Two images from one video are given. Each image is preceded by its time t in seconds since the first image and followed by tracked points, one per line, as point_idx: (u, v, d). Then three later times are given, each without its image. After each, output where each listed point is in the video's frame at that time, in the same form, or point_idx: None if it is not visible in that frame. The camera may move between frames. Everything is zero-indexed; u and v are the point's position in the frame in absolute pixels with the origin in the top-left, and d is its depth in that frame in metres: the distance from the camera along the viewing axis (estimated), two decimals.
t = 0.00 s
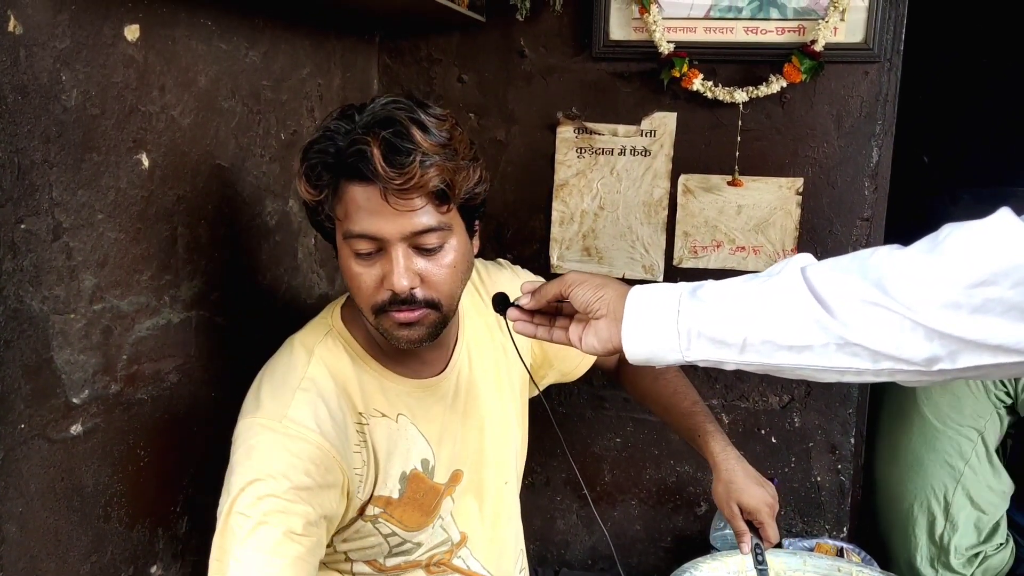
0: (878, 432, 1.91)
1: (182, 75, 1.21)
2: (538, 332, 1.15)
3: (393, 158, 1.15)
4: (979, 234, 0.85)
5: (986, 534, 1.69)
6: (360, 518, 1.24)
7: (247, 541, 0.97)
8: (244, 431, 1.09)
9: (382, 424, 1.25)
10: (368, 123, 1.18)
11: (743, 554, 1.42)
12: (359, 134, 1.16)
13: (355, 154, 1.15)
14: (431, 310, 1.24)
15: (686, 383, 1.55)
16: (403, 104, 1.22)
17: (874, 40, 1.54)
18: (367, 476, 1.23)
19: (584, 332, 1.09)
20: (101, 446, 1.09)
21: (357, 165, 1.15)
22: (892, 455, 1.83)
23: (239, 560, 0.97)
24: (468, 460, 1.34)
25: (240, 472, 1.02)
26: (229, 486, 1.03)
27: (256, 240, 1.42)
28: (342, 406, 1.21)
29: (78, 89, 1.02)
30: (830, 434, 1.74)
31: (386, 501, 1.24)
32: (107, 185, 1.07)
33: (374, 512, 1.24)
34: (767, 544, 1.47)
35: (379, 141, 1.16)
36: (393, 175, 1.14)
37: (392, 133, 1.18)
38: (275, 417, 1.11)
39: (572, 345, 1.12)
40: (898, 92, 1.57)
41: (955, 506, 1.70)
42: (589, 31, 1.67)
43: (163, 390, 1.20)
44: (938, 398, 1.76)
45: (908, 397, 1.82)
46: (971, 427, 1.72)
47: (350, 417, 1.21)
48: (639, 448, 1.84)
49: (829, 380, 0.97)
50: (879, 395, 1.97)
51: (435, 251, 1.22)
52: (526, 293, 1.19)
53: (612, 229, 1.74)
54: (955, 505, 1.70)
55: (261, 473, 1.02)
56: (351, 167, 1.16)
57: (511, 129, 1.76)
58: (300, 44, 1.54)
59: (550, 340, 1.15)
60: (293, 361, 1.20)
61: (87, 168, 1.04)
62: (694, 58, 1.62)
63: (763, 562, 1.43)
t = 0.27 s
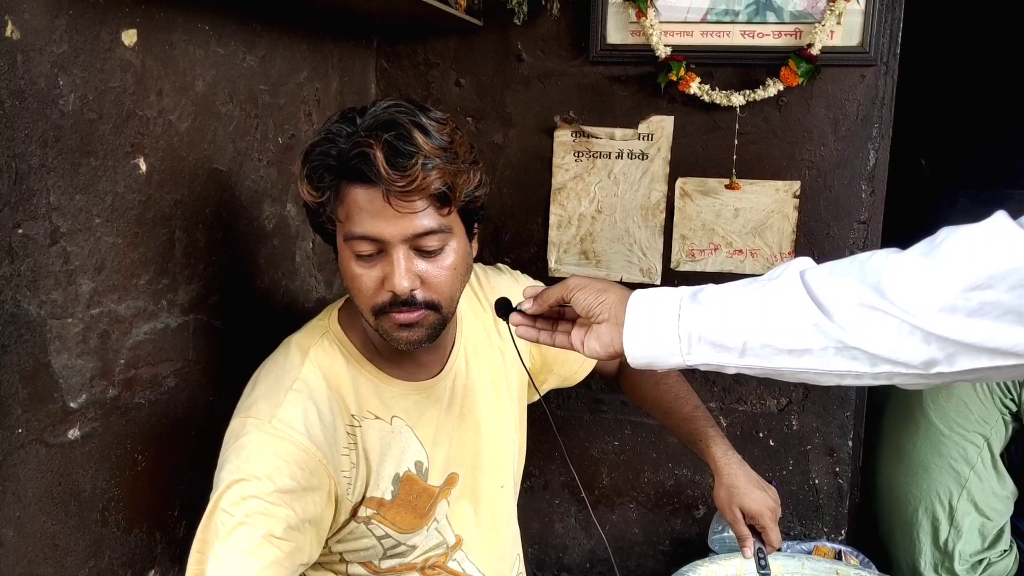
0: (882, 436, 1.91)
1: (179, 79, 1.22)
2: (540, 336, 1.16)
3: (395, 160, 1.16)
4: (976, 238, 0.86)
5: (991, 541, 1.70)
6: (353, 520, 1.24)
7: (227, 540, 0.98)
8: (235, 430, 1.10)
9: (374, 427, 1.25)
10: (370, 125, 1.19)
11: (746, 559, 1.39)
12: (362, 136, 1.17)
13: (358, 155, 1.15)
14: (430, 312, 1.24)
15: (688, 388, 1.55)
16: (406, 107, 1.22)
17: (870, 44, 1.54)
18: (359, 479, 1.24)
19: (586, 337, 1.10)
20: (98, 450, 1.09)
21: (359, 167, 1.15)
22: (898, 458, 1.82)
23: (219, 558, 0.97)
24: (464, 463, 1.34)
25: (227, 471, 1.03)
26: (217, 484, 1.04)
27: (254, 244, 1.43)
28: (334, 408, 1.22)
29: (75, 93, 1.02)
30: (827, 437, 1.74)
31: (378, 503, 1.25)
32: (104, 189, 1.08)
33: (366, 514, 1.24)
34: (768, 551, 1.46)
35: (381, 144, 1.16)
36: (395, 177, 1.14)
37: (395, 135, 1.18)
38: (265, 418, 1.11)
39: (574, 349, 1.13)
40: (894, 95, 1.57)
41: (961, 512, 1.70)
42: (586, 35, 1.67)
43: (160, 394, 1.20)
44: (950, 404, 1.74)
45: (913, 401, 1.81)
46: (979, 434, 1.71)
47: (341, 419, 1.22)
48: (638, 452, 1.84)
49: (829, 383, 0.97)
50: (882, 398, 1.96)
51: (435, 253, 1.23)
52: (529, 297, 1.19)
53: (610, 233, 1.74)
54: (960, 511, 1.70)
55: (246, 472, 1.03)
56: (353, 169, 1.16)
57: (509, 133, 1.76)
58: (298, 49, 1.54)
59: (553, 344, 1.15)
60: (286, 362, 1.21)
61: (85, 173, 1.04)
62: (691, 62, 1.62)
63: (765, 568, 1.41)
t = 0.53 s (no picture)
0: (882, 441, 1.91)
1: (177, 84, 1.22)
2: (542, 336, 1.16)
3: (394, 159, 1.16)
4: (975, 238, 0.86)
5: (990, 548, 1.70)
6: (348, 520, 1.24)
7: (212, 537, 1.01)
8: (229, 427, 1.11)
9: (369, 427, 1.25)
10: (370, 125, 1.19)
11: (745, 567, 1.39)
12: (361, 135, 1.17)
13: (357, 154, 1.16)
14: (430, 311, 1.24)
15: (687, 395, 1.55)
16: (404, 108, 1.23)
17: (867, 47, 1.55)
18: (354, 479, 1.24)
19: (588, 336, 1.10)
20: (96, 455, 1.09)
21: (359, 166, 1.16)
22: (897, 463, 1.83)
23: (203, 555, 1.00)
24: (461, 464, 1.34)
25: (217, 468, 1.04)
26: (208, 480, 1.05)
27: (252, 248, 1.43)
28: (328, 408, 1.22)
29: (73, 98, 1.02)
30: (825, 440, 1.74)
31: (374, 503, 1.25)
32: (102, 194, 1.08)
33: (361, 514, 1.25)
34: (768, 560, 1.45)
35: (381, 143, 1.16)
36: (395, 176, 1.15)
37: (394, 135, 1.19)
38: (258, 415, 1.11)
39: (575, 348, 1.13)
40: (891, 98, 1.58)
41: (959, 518, 1.70)
42: (583, 39, 1.67)
43: (158, 399, 1.20)
44: (948, 410, 1.74)
45: (912, 406, 1.81)
46: (977, 440, 1.72)
47: (336, 420, 1.22)
48: (636, 455, 1.84)
49: (829, 383, 0.97)
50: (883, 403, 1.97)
51: (435, 253, 1.23)
52: (531, 296, 1.19)
53: (608, 236, 1.74)
54: (958, 517, 1.71)
55: (234, 473, 1.03)
56: (353, 168, 1.16)
57: (507, 137, 1.77)
58: (296, 53, 1.55)
59: (555, 343, 1.16)
60: (282, 362, 1.21)
61: (83, 177, 1.04)
62: (689, 66, 1.63)
63: None
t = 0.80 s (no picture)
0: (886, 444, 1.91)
1: (178, 88, 1.22)
2: (544, 334, 1.16)
3: (388, 160, 1.16)
4: (977, 239, 0.86)
5: (991, 553, 1.70)
6: (349, 526, 1.24)
7: (216, 547, 1.00)
8: (229, 435, 1.11)
9: (369, 433, 1.25)
10: (364, 128, 1.20)
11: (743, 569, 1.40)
12: (355, 138, 1.18)
13: (352, 157, 1.16)
14: (427, 313, 1.24)
15: (686, 397, 1.55)
16: (397, 111, 1.24)
17: (867, 50, 1.55)
18: (354, 486, 1.23)
19: (590, 333, 1.10)
20: (97, 458, 1.09)
21: (354, 168, 1.16)
22: (901, 466, 1.83)
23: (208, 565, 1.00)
24: (460, 469, 1.34)
25: (219, 478, 1.04)
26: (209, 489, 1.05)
27: (253, 251, 1.43)
28: (327, 414, 1.21)
29: (75, 102, 1.03)
30: (826, 443, 1.74)
31: (374, 509, 1.25)
32: (104, 198, 1.08)
33: (362, 520, 1.24)
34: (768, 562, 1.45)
35: (375, 145, 1.17)
36: (389, 178, 1.15)
37: (388, 137, 1.19)
38: (258, 424, 1.11)
39: (578, 346, 1.13)
40: (891, 101, 1.58)
41: (961, 524, 1.70)
42: (583, 42, 1.68)
43: (159, 402, 1.21)
44: (952, 415, 1.73)
45: (918, 411, 1.80)
46: (982, 446, 1.70)
47: (335, 426, 1.22)
48: (637, 457, 1.84)
49: (832, 382, 0.98)
50: (887, 406, 1.96)
51: (431, 254, 1.23)
52: (533, 295, 1.20)
53: (608, 239, 1.74)
54: (960, 522, 1.70)
55: (236, 482, 1.03)
56: (348, 170, 1.17)
57: (507, 140, 1.77)
58: (297, 57, 1.55)
59: (557, 341, 1.16)
60: (281, 368, 1.21)
61: (85, 181, 1.05)
62: (689, 69, 1.63)
63: None
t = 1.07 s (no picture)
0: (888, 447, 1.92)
1: (181, 91, 1.23)
2: (546, 339, 1.18)
3: (386, 160, 1.17)
4: (980, 244, 0.86)
5: (992, 556, 1.70)
6: (354, 531, 1.23)
7: (230, 556, 0.98)
8: (232, 444, 1.10)
9: (373, 437, 1.25)
10: (361, 129, 1.20)
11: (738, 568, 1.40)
12: (352, 138, 1.18)
13: (349, 157, 1.17)
14: (427, 313, 1.24)
15: (682, 396, 1.55)
16: (393, 112, 1.25)
17: (867, 53, 1.55)
18: (360, 491, 1.23)
19: (591, 339, 1.10)
20: (101, 460, 1.09)
21: (352, 168, 1.17)
22: (902, 469, 1.83)
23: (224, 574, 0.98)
24: (462, 472, 1.34)
25: (227, 485, 1.03)
26: (217, 498, 1.03)
27: (255, 253, 1.43)
28: (332, 419, 1.21)
29: (79, 106, 1.03)
30: (827, 445, 1.75)
31: (379, 514, 1.24)
32: (107, 201, 1.08)
33: (367, 525, 1.24)
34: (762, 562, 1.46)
35: (372, 145, 1.17)
36: (387, 177, 1.16)
37: (385, 137, 1.20)
38: (263, 430, 1.11)
39: (579, 351, 1.13)
40: (891, 104, 1.59)
41: (961, 527, 1.71)
42: (584, 45, 1.68)
43: (162, 404, 1.21)
44: (953, 418, 1.73)
45: (920, 414, 1.81)
46: (983, 449, 1.71)
47: (340, 430, 1.22)
48: (638, 459, 1.84)
49: (835, 386, 0.98)
50: (889, 408, 1.97)
51: (430, 254, 1.23)
52: (535, 300, 1.20)
53: (609, 241, 1.75)
54: (961, 524, 1.71)
55: (246, 488, 1.02)
56: (345, 171, 1.17)
57: (509, 142, 1.77)
58: (299, 60, 1.56)
59: (558, 346, 1.16)
60: (283, 374, 1.21)
61: (88, 184, 1.05)
62: (690, 71, 1.63)
63: None
